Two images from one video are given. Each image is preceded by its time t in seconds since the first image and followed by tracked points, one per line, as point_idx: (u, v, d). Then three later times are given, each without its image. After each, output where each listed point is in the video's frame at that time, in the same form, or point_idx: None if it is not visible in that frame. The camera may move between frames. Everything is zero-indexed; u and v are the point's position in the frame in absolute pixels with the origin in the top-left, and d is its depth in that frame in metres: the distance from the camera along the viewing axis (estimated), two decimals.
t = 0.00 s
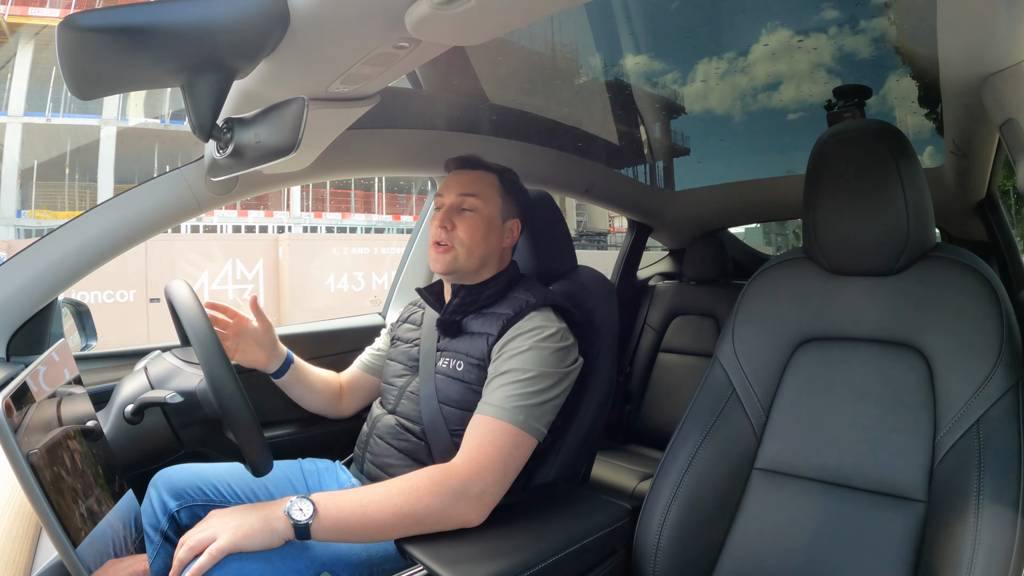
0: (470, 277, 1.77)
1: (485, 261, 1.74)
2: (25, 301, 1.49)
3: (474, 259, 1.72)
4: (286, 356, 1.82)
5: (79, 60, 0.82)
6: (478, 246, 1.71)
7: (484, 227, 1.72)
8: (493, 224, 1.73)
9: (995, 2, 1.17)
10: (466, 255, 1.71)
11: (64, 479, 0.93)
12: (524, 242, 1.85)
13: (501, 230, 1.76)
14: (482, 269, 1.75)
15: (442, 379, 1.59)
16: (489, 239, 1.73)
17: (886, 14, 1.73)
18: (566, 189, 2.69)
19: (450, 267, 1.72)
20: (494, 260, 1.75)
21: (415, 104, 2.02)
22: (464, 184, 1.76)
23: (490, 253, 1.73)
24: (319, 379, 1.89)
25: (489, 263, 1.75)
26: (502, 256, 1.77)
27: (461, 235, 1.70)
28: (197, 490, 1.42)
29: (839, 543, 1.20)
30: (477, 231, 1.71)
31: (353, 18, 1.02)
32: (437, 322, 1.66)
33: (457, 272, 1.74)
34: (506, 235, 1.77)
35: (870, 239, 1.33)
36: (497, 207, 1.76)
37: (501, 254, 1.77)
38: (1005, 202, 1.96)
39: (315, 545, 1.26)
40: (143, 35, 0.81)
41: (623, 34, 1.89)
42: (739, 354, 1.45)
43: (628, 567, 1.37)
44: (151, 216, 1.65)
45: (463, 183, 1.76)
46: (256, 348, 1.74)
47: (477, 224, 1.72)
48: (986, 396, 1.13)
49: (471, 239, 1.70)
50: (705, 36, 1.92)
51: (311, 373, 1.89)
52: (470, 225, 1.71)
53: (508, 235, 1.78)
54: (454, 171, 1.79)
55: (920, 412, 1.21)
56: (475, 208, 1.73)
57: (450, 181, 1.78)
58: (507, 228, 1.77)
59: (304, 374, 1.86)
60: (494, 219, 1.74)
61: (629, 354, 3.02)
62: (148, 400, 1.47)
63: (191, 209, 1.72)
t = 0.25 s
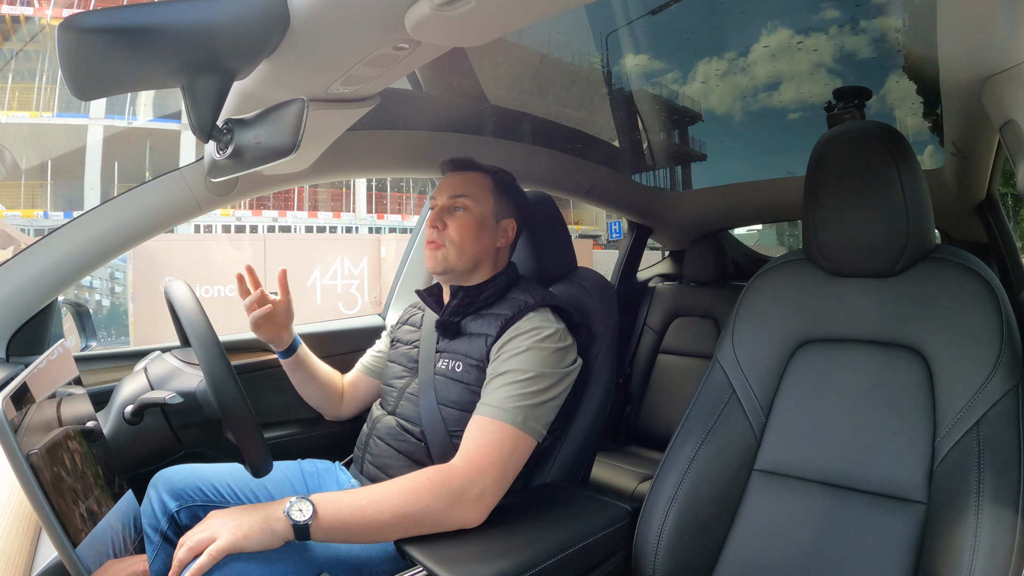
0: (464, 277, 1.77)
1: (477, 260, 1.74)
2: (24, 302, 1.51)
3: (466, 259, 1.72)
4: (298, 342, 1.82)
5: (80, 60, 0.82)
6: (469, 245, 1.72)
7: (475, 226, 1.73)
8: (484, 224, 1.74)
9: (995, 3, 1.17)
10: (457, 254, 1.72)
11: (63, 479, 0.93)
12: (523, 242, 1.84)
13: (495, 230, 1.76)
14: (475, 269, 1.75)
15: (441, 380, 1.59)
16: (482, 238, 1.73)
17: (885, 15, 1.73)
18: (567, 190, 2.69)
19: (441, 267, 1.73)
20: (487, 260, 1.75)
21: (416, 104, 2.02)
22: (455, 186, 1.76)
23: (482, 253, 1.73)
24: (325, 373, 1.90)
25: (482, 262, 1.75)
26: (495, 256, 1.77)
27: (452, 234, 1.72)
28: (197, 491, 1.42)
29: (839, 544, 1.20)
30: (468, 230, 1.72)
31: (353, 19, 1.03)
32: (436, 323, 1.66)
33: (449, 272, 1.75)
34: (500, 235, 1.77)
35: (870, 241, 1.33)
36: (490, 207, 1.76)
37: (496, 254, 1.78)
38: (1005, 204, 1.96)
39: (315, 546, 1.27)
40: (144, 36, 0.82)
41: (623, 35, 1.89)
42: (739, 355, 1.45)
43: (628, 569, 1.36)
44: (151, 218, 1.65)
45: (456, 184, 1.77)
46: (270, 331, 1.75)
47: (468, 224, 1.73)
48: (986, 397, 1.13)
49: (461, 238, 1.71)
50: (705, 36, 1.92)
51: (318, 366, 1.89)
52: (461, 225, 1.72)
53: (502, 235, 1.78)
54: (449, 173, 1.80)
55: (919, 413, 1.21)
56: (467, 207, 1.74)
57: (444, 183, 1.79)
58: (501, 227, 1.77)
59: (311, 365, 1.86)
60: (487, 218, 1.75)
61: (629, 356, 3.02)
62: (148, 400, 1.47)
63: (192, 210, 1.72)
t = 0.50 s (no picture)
0: (464, 276, 1.77)
1: (477, 257, 1.74)
2: (25, 302, 1.53)
3: (466, 256, 1.73)
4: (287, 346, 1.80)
5: (80, 60, 0.82)
6: (469, 242, 1.72)
7: (475, 222, 1.73)
8: (484, 220, 1.74)
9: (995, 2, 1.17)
10: (457, 250, 1.72)
11: (64, 480, 0.93)
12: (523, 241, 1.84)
13: (494, 227, 1.76)
14: (474, 266, 1.75)
15: (441, 380, 1.59)
16: (481, 235, 1.73)
17: (885, 15, 1.73)
18: (567, 190, 2.68)
19: (440, 263, 1.73)
20: (487, 257, 1.75)
21: (416, 104, 2.02)
22: (458, 181, 1.78)
23: (481, 250, 1.73)
24: (320, 373, 1.90)
25: (481, 259, 1.75)
26: (495, 253, 1.77)
27: (453, 230, 1.72)
28: (196, 491, 1.42)
29: (840, 544, 1.20)
30: (468, 226, 1.72)
31: (354, 19, 1.03)
32: (436, 322, 1.66)
33: (448, 269, 1.74)
34: (499, 232, 1.77)
35: (870, 241, 1.33)
36: (490, 204, 1.77)
37: (495, 251, 1.77)
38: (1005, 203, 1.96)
39: (315, 546, 1.27)
40: (144, 36, 0.82)
41: (623, 35, 1.89)
42: (739, 355, 1.45)
43: (628, 568, 1.37)
44: (151, 219, 1.65)
45: (457, 181, 1.79)
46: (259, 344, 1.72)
47: (468, 220, 1.73)
48: (986, 397, 1.13)
49: (461, 234, 1.72)
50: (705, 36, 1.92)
51: (311, 369, 1.88)
52: (461, 221, 1.73)
53: (502, 233, 1.78)
54: (451, 171, 1.82)
55: (920, 412, 1.21)
56: (467, 204, 1.75)
57: (446, 180, 1.81)
58: (501, 225, 1.77)
59: (304, 370, 1.85)
60: (486, 215, 1.75)
61: (630, 356, 3.02)
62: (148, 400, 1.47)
63: (192, 210, 1.72)
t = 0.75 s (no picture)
0: (463, 275, 1.77)
1: (477, 257, 1.74)
2: (23, 303, 1.52)
3: (466, 255, 1.73)
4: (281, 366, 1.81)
5: (80, 62, 0.82)
6: (469, 242, 1.72)
7: (477, 223, 1.74)
8: (485, 221, 1.75)
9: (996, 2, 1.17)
10: (457, 249, 1.72)
11: (64, 481, 0.93)
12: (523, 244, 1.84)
13: (495, 228, 1.76)
14: (474, 266, 1.75)
15: (442, 381, 1.59)
16: (482, 235, 1.73)
17: (885, 14, 1.73)
18: (566, 190, 2.67)
19: (439, 260, 1.72)
20: (487, 258, 1.75)
21: (416, 105, 2.02)
22: (460, 182, 1.79)
23: (481, 250, 1.73)
24: (315, 383, 1.90)
25: (481, 259, 1.75)
26: (496, 254, 1.77)
27: (454, 229, 1.72)
28: (196, 492, 1.42)
29: (841, 544, 1.20)
30: (469, 227, 1.73)
31: (354, 20, 1.03)
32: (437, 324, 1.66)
33: (447, 267, 1.74)
34: (500, 234, 1.77)
35: (870, 240, 1.33)
36: (491, 205, 1.77)
37: (495, 252, 1.77)
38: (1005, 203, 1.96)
39: (316, 547, 1.27)
40: (143, 37, 0.83)
41: (623, 35, 1.90)
42: (739, 355, 1.45)
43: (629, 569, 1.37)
44: (151, 220, 1.65)
45: (458, 182, 1.80)
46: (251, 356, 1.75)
47: (469, 220, 1.73)
48: (987, 397, 1.13)
49: (462, 233, 1.72)
50: (705, 36, 1.92)
51: (305, 382, 1.88)
52: (462, 221, 1.73)
53: (503, 234, 1.78)
54: (454, 172, 1.83)
55: (920, 412, 1.21)
56: (468, 205, 1.76)
57: (448, 181, 1.82)
58: (502, 226, 1.77)
59: (297, 385, 1.85)
60: (488, 216, 1.75)
61: (630, 356, 3.02)
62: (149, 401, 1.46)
63: (192, 211, 1.72)
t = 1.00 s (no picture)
0: (462, 275, 1.77)
1: (475, 258, 1.74)
2: (23, 301, 1.52)
3: (463, 256, 1.73)
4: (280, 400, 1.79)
5: (80, 63, 0.82)
6: (466, 243, 1.72)
7: (473, 223, 1.73)
8: (481, 221, 1.74)
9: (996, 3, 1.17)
10: (454, 252, 1.72)
11: (63, 478, 0.93)
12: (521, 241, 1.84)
13: (492, 227, 1.76)
14: (472, 266, 1.75)
15: (441, 380, 1.59)
16: (479, 236, 1.73)
17: (885, 14, 1.73)
18: (568, 191, 2.64)
19: (437, 264, 1.73)
20: (485, 258, 1.75)
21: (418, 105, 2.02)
22: (451, 187, 1.79)
23: (479, 250, 1.73)
24: (313, 401, 1.88)
25: (479, 259, 1.75)
26: (493, 253, 1.77)
27: (449, 232, 1.72)
28: (196, 490, 1.42)
29: (840, 543, 1.20)
30: (465, 228, 1.73)
31: (354, 19, 1.02)
32: (436, 323, 1.66)
33: (446, 270, 1.75)
34: (497, 233, 1.77)
35: (870, 240, 1.33)
36: (487, 205, 1.77)
37: (493, 252, 1.77)
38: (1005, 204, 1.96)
39: (315, 545, 1.26)
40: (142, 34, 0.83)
41: (623, 35, 1.90)
42: (739, 355, 1.45)
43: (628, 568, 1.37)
44: (150, 219, 1.65)
45: (453, 185, 1.79)
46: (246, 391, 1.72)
47: (465, 222, 1.73)
48: (987, 397, 1.13)
49: (458, 236, 1.72)
50: (706, 35, 1.92)
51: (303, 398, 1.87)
52: (458, 223, 1.73)
53: (500, 233, 1.78)
54: (447, 173, 1.82)
55: (920, 412, 1.21)
56: (463, 207, 1.76)
57: (441, 184, 1.81)
58: (498, 225, 1.76)
59: (296, 403, 1.84)
60: (484, 216, 1.75)
61: (629, 355, 3.02)
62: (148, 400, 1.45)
63: (192, 210, 1.72)
